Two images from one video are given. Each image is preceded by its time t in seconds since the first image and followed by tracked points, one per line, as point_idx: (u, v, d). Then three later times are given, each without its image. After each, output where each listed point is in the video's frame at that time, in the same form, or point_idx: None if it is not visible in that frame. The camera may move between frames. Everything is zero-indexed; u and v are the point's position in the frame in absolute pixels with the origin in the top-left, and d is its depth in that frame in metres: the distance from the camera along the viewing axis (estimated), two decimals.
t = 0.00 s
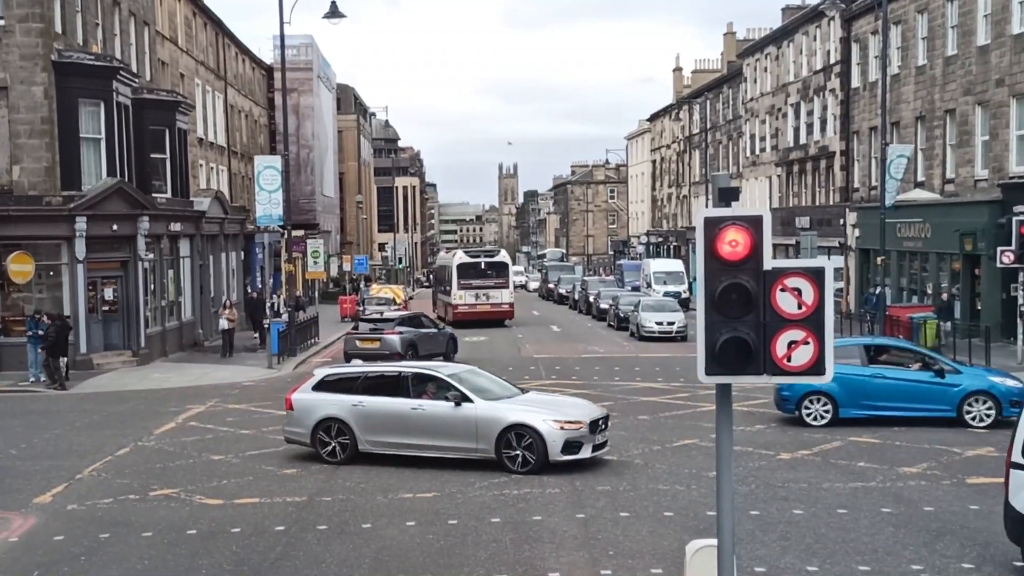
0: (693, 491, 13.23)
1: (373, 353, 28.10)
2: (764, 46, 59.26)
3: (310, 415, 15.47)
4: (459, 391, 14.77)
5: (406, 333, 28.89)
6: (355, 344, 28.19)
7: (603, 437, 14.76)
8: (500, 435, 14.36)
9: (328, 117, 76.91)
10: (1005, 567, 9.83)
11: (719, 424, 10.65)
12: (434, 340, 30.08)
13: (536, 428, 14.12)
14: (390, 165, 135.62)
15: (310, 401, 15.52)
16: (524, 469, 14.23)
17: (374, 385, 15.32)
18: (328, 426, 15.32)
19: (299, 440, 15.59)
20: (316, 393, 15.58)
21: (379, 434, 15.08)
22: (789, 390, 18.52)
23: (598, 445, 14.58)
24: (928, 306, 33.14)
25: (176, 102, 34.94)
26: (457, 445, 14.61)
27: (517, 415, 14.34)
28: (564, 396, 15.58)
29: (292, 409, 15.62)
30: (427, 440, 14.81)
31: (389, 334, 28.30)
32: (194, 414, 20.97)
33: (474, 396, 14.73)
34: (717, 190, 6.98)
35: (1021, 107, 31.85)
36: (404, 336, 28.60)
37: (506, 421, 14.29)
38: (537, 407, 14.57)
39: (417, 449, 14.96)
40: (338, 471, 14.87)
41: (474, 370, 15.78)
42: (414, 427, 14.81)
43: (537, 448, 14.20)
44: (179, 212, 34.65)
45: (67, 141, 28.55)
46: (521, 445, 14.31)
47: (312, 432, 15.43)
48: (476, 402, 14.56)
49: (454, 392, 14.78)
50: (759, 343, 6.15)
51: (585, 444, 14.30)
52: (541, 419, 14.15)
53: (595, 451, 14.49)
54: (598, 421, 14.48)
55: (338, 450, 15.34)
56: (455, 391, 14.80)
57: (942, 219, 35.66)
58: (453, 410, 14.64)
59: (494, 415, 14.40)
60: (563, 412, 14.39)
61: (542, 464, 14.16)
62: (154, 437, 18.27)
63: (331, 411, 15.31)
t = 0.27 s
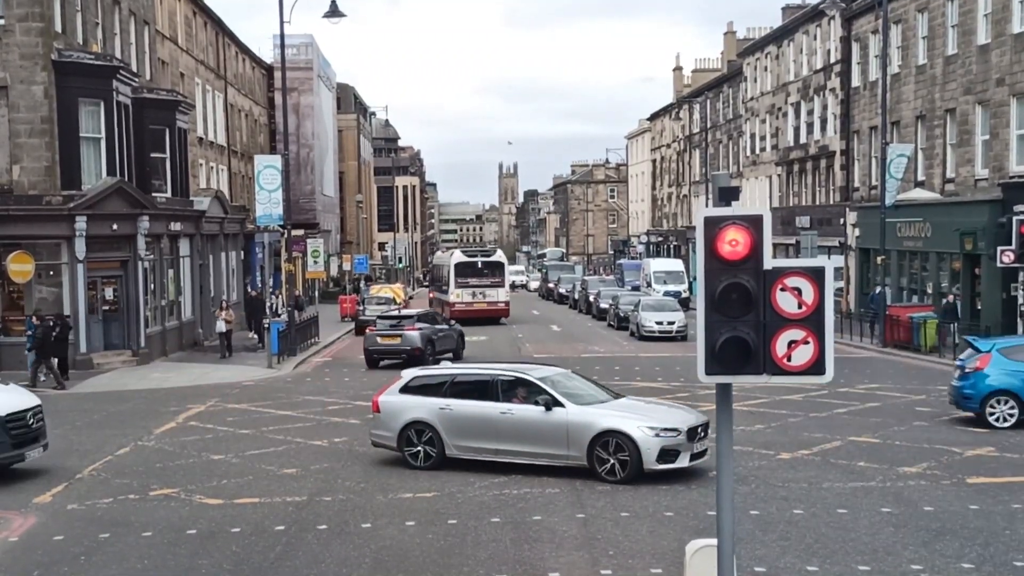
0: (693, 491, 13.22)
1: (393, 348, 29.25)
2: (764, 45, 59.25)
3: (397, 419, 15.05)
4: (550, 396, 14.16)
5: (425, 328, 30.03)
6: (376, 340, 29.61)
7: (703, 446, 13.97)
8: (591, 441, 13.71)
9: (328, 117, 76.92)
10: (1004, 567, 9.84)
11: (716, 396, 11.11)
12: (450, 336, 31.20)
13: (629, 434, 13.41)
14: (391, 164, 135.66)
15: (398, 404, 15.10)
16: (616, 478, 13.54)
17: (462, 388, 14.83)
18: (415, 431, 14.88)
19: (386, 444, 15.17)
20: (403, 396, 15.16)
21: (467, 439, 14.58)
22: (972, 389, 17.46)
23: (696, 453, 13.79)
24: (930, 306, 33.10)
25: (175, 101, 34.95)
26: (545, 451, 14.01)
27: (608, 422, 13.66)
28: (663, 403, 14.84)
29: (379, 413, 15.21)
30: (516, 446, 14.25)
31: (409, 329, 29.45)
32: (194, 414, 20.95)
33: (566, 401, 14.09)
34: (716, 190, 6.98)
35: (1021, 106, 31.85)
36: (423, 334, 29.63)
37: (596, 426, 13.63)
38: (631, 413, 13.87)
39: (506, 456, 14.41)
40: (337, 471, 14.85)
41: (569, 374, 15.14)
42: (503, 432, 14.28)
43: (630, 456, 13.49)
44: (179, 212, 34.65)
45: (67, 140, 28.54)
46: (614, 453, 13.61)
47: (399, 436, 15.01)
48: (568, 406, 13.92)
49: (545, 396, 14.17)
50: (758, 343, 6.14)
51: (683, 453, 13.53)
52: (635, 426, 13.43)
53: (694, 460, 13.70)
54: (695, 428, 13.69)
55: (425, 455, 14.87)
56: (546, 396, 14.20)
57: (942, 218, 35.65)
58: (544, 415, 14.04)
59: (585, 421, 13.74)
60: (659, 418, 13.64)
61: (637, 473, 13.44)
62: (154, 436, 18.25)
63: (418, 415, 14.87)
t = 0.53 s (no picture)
0: (693, 491, 13.23)
1: (410, 346, 30.05)
2: (764, 46, 59.25)
3: (484, 424, 14.40)
4: (643, 403, 13.37)
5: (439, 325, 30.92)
6: (392, 337, 30.27)
7: (808, 459, 13.06)
8: (686, 453, 12.90)
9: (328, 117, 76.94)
10: (1004, 567, 9.85)
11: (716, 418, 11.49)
12: (459, 333, 32.09)
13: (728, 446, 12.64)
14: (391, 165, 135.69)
15: (487, 407, 14.45)
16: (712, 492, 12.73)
17: (555, 394, 14.13)
18: (502, 436, 14.23)
19: (473, 449, 14.54)
20: (494, 399, 14.51)
21: (558, 446, 13.86)
22: None
23: (800, 467, 12.90)
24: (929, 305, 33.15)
25: (176, 102, 34.96)
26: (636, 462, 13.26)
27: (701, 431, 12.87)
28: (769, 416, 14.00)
29: (467, 416, 14.57)
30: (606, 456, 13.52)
31: (425, 326, 30.28)
32: (194, 414, 20.96)
33: (660, 409, 13.30)
34: (716, 190, 6.98)
35: (1021, 107, 31.86)
36: (439, 332, 30.55)
37: (692, 437, 12.83)
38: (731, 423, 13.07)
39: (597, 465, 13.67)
40: (337, 472, 14.85)
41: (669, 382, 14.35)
42: (595, 439, 13.54)
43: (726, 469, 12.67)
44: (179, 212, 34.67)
45: (68, 141, 28.57)
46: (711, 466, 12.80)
47: (488, 441, 14.36)
48: (663, 415, 13.13)
49: (638, 404, 13.40)
50: (758, 343, 6.14)
51: (786, 468, 12.68)
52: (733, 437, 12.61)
53: (799, 475, 12.81)
54: (799, 441, 12.80)
55: (513, 461, 14.17)
56: (641, 403, 13.42)
57: (942, 219, 35.67)
58: (637, 423, 13.27)
59: (679, 430, 12.95)
60: (760, 430, 12.78)
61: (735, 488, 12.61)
62: (154, 437, 18.26)
63: (506, 419, 14.21)
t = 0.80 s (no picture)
0: (693, 491, 13.25)
1: (425, 343, 30.98)
2: (764, 46, 59.27)
3: (575, 429, 13.76)
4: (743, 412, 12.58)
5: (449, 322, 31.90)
6: (408, 335, 31.06)
7: (923, 477, 12.06)
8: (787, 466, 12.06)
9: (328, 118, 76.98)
10: (1004, 567, 9.86)
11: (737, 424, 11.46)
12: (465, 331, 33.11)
13: (831, 460, 11.74)
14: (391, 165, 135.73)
15: (578, 413, 13.80)
16: (814, 510, 11.84)
17: (648, 400, 13.41)
18: (592, 443, 13.57)
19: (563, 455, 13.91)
20: (586, 405, 13.85)
21: (650, 455, 13.14)
22: None
23: (913, 486, 11.91)
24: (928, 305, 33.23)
25: (176, 102, 34.97)
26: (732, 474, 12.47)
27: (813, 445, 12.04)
28: (889, 427, 12.93)
29: (557, 421, 13.94)
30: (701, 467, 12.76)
31: (437, 324, 31.24)
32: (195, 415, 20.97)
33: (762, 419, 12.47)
34: (716, 191, 6.99)
35: (1021, 107, 31.87)
36: (451, 331, 31.65)
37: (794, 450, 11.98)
38: (838, 436, 12.17)
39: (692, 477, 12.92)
40: (338, 472, 14.88)
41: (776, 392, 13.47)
42: (689, 449, 12.79)
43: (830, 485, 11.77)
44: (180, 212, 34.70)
45: (68, 142, 28.60)
46: (814, 480, 11.90)
47: (578, 448, 13.71)
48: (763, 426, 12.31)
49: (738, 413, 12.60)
50: (758, 343, 6.16)
51: (896, 484, 11.67)
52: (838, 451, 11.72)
53: (911, 494, 11.83)
54: (912, 457, 11.82)
55: (603, 470, 13.50)
56: (740, 413, 12.64)
57: (942, 219, 35.68)
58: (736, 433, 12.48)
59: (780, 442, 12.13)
60: (869, 444, 11.85)
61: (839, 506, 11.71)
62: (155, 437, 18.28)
63: (597, 426, 13.55)
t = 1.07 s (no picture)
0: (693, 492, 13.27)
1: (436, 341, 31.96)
2: (763, 47, 59.31)
3: (666, 440, 12.96)
4: (844, 427, 11.60)
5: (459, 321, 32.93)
6: (419, 333, 32.01)
7: None
8: (891, 485, 11.07)
9: (328, 119, 76.98)
10: (1004, 568, 9.87)
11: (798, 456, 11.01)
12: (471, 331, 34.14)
13: (936, 477, 10.72)
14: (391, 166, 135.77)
15: (669, 423, 12.98)
16: (921, 534, 10.82)
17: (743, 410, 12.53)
18: (683, 456, 12.73)
19: (653, 468, 13.12)
20: (677, 415, 13.03)
21: (747, 469, 12.27)
22: None
23: None
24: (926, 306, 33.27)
25: (176, 103, 34.97)
26: (832, 493, 11.52)
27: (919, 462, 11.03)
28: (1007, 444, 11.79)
29: (648, 433, 13.16)
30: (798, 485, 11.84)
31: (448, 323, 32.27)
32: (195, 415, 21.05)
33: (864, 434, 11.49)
34: (715, 191, 6.99)
35: (1020, 108, 31.88)
36: (461, 328, 32.62)
37: (899, 467, 10.99)
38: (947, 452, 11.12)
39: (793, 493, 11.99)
40: (338, 472, 14.89)
41: (886, 401, 12.41)
42: (786, 463, 11.89)
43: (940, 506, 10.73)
44: (179, 213, 34.69)
45: (68, 142, 28.61)
46: (920, 501, 10.88)
47: (669, 462, 12.90)
48: (865, 441, 11.34)
49: (837, 427, 11.64)
50: (759, 344, 6.15)
51: (1012, 509, 10.62)
52: (947, 468, 10.72)
53: None
54: None
55: (701, 484, 12.65)
56: (841, 425, 11.65)
57: (941, 220, 35.70)
58: (836, 449, 11.53)
59: (884, 459, 11.15)
60: (983, 463, 10.80)
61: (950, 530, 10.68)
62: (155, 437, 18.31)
63: (688, 437, 12.72)
